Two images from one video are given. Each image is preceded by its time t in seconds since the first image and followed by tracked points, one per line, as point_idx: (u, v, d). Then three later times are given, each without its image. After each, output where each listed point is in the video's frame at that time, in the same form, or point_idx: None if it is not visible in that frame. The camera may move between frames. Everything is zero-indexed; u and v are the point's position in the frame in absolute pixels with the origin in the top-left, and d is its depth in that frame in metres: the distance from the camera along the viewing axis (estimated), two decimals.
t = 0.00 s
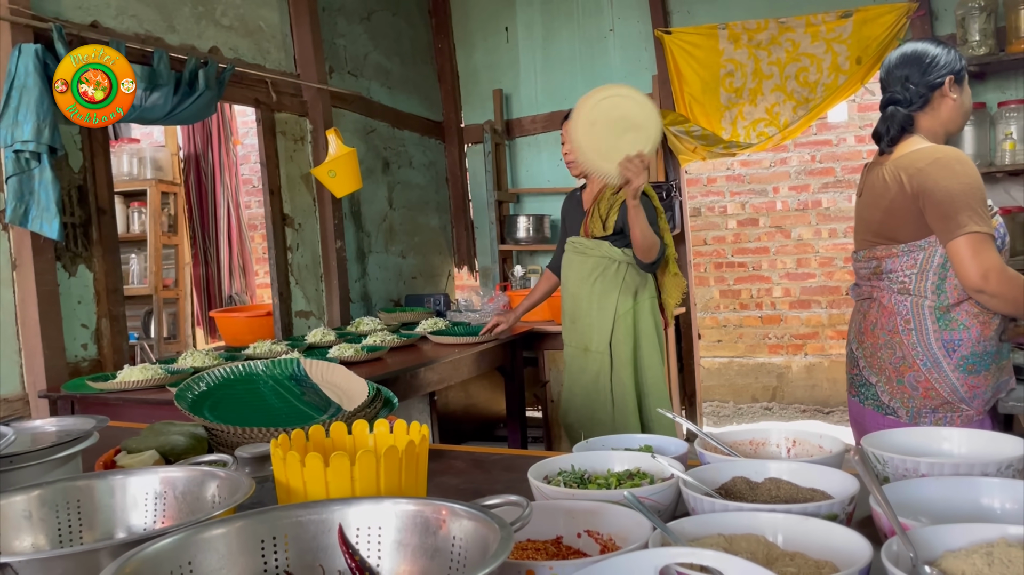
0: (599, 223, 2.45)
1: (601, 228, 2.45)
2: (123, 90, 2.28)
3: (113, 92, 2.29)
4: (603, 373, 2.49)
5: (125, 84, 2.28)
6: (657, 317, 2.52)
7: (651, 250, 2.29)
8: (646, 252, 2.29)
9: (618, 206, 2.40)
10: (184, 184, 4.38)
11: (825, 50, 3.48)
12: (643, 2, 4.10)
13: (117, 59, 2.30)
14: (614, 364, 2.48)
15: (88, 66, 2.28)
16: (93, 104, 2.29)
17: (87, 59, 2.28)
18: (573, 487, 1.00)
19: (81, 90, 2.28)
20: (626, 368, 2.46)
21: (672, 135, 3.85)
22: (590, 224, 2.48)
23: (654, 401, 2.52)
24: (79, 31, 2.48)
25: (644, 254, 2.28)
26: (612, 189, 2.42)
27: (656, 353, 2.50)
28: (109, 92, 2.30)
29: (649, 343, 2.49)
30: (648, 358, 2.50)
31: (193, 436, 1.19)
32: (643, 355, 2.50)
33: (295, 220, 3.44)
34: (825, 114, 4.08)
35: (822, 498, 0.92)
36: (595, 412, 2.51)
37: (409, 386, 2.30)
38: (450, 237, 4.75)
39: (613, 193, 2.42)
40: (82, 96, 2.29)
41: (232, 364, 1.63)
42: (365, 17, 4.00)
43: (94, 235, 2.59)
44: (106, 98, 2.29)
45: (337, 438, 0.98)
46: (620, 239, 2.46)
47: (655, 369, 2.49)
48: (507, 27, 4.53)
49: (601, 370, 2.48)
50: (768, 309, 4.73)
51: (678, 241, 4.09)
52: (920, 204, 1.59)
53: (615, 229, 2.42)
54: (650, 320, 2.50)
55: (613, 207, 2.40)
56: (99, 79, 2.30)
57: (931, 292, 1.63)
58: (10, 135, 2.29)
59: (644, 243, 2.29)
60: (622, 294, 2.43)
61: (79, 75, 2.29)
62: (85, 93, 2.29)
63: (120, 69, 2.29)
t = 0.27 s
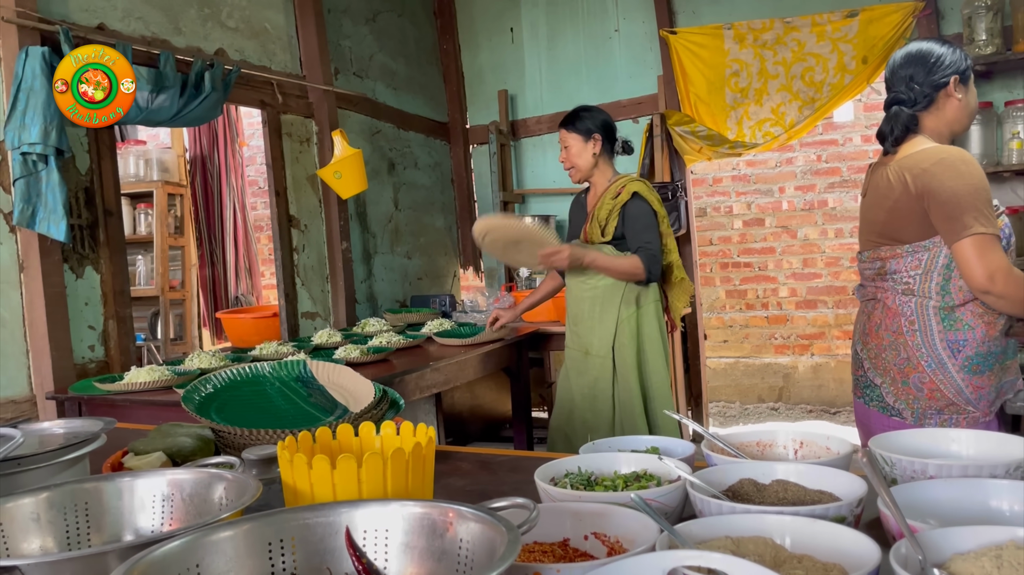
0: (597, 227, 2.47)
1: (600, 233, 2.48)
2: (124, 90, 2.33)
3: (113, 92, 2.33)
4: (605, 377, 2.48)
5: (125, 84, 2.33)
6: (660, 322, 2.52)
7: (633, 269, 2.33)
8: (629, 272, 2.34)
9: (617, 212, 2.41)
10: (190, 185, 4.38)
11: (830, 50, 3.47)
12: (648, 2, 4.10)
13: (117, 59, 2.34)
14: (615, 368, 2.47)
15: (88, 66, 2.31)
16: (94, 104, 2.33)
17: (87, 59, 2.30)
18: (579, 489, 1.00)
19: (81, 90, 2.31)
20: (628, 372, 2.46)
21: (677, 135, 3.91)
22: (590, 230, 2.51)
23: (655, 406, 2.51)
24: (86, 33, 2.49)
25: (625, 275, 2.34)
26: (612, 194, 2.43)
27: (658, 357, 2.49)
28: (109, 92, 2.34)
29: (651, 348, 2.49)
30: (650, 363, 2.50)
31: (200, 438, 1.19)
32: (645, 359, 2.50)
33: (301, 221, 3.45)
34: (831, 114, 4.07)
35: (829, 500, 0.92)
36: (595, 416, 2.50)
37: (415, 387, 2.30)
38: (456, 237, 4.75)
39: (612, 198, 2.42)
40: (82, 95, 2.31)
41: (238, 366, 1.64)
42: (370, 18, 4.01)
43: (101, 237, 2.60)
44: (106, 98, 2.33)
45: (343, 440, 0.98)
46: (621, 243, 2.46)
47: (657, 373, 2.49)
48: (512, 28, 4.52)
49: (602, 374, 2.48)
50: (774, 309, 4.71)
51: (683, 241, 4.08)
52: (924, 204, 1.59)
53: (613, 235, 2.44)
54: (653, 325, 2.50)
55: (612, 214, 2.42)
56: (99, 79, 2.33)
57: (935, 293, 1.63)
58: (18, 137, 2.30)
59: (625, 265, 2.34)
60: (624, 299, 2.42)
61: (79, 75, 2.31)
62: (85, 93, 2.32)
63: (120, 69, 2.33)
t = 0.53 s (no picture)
0: (574, 234, 2.47)
1: (577, 239, 2.48)
2: (124, 90, 2.31)
3: (113, 92, 2.32)
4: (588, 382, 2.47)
5: (125, 84, 2.31)
6: (644, 328, 2.50)
7: (591, 292, 2.37)
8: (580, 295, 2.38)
9: (593, 220, 2.40)
10: (193, 186, 4.39)
11: (833, 49, 3.46)
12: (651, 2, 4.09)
13: (117, 59, 2.32)
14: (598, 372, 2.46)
15: (88, 66, 2.30)
16: (94, 104, 2.32)
17: (87, 59, 2.29)
18: (584, 490, 0.99)
19: (81, 90, 2.30)
20: (609, 377, 2.44)
21: (679, 135, 3.90)
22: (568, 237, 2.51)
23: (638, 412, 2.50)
24: (89, 35, 2.49)
25: (581, 298, 2.38)
26: (592, 199, 2.41)
27: (642, 363, 2.48)
28: (109, 92, 2.33)
29: (635, 354, 2.48)
30: (634, 368, 2.48)
31: (204, 440, 1.19)
32: (628, 365, 2.49)
33: (304, 222, 3.45)
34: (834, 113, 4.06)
35: (834, 501, 0.92)
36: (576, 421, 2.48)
37: (419, 388, 2.30)
38: (459, 238, 4.75)
39: (589, 205, 2.41)
40: (82, 95, 2.31)
41: (243, 367, 1.64)
42: (373, 19, 4.01)
43: (105, 238, 2.60)
44: (106, 98, 2.32)
45: (347, 441, 0.98)
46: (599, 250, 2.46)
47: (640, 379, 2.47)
48: (515, 28, 4.52)
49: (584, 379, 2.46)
50: (777, 309, 4.71)
51: (686, 241, 4.08)
52: (928, 204, 1.58)
53: (588, 243, 2.45)
54: (637, 331, 2.48)
55: (589, 222, 2.40)
56: (99, 79, 2.31)
57: (939, 293, 1.62)
58: (21, 139, 2.31)
59: (580, 288, 2.37)
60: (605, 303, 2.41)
61: (79, 75, 2.30)
62: (85, 93, 2.31)
63: (121, 69, 2.31)
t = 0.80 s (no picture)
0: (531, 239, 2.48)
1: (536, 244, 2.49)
2: (124, 90, 2.28)
3: (113, 92, 2.28)
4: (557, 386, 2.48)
5: (125, 84, 2.28)
6: (613, 330, 2.47)
7: (552, 303, 2.37)
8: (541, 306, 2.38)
9: (549, 223, 2.40)
10: (196, 184, 4.38)
11: (837, 47, 3.45)
12: None
13: (117, 59, 2.30)
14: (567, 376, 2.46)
15: (88, 66, 2.27)
16: (94, 104, 2.28)
17: (87, 59, 2.27)
18: (586, 489, 0.99)
19: (81, 90, 2.26)
20: (576, 381, 2.44)
21: (682, 133, 3.88)
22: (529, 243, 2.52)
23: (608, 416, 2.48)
24: (92, 32, 2.49)
25: (543, 310, 2.39)
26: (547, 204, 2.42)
27: (611, 366, 2.46)
28: (109, 92, 2.29)
29: (604, 357, 2.46)
30: (602, 372, 2.46)
31: (206, 437, 1.19)
32: (598, 368, 2.47)
33: (307, 220, 3.45)
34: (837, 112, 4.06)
35: (837, 500, 0.92)
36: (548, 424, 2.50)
37: (420, 386, 2.30)
38: (461, 236, 4.74)
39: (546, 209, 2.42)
40: (82, 95, 2.27)
41: (246, 364, 1.64)
42: (375, 17, 4.00)
43: (107, 235, 2.60)
44: (106, 98, 2.28)
45: (349, 439, 0.98)
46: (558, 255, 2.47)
47: (609, 382, 2.45)
48: (517, 26, 4.52)
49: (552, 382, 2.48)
50: (780, 308, 4.70)
51: (688, 240, 4.07)
52: (932, 204, 1.58)
53: (546, 248, 2.46)
54: (606, 333, 2.46)
55: (546, 225, 2.41)
56: (99, 79, 2.28)
57: (944, 293, 1.62)
58: (24, 135, 2.30)
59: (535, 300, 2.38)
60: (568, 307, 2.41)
61: (79, 75, 2.27)
62: (85, 93, 2.27)
63: (120, 69, 2.28)
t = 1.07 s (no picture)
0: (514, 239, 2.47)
1: (518, 244, 2.49)
2: (124, 89, 2.35)
3: (113, 92, 2.35)
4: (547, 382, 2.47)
5: (125, 84, 2.36)
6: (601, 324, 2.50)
7: (549, 298, 2.33)
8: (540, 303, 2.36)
9: (532, 222, 2.39)
10: (200, 178, 4.37)
11: (843, 45, 3.45)
12: None
13: (117, 59, 2.36)
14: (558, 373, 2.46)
15: (88, 66, 2.31)
16: (94, 104, 2.32)
17: (87, 59, 2.30)
18: (591, 484, 0.99)
19: (81, 90, 2.30)
20: (567, 377, 2.44)
21: (687, 130, 3.88)
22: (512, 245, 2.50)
23: (599, 408, 2.49)
24: (97, 26, 2.48)
25: (539, 308, 2.37)
26: (526, 203, 2.41)
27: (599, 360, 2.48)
28: (109, 92, 2.35)
29: (593, 350, 2.47)
30: (592, 366, 2.48)
31: (210, 431, 1.19)
32: (586, 363, 2.49)
33: (311, 215, 3.45)
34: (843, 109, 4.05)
35: (842, 497, 0.91)
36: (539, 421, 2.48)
37: (423, 382, 2.30)
38: (464, 232, 4.74)
39: (524, 209, 2.41)
40: (82, 95, 2.30)
41: (250, 358, 1.64)
42: (380, 12, 4.00)
43: (111, 229, 2.60)
44: (106, 98, 2.33)
45: (354, 434, 0.98)
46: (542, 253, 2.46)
47: (598, 376, 2.47)
48: (523, 22, 4.51)
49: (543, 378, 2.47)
50: (784, 306, 4.70)
51: (693, 237, 4.07)
52: (938, 202, 1.58)
53: (529, 247, 2.45)
54: (593, 329, 2.48)
55: (527, 225, 2.40)
56: (99, 79, 2.33)
57: (950, 292, 1.62)
58: (29, 129, 2.30)
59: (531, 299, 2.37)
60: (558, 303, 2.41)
61: (79, 75, 2.30)
62: (85, 93, 2.31)
63: (120, 69, 2.35)
